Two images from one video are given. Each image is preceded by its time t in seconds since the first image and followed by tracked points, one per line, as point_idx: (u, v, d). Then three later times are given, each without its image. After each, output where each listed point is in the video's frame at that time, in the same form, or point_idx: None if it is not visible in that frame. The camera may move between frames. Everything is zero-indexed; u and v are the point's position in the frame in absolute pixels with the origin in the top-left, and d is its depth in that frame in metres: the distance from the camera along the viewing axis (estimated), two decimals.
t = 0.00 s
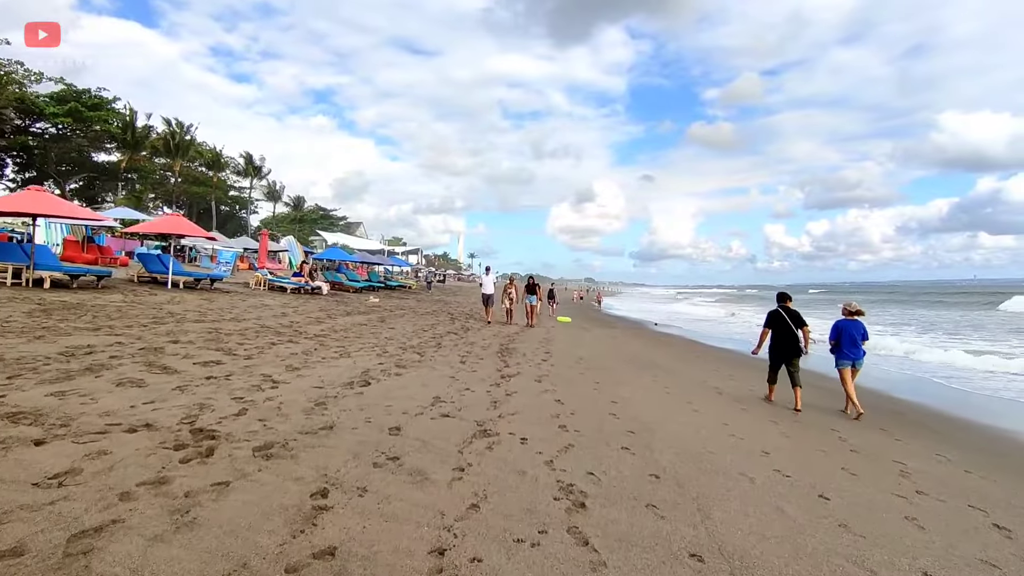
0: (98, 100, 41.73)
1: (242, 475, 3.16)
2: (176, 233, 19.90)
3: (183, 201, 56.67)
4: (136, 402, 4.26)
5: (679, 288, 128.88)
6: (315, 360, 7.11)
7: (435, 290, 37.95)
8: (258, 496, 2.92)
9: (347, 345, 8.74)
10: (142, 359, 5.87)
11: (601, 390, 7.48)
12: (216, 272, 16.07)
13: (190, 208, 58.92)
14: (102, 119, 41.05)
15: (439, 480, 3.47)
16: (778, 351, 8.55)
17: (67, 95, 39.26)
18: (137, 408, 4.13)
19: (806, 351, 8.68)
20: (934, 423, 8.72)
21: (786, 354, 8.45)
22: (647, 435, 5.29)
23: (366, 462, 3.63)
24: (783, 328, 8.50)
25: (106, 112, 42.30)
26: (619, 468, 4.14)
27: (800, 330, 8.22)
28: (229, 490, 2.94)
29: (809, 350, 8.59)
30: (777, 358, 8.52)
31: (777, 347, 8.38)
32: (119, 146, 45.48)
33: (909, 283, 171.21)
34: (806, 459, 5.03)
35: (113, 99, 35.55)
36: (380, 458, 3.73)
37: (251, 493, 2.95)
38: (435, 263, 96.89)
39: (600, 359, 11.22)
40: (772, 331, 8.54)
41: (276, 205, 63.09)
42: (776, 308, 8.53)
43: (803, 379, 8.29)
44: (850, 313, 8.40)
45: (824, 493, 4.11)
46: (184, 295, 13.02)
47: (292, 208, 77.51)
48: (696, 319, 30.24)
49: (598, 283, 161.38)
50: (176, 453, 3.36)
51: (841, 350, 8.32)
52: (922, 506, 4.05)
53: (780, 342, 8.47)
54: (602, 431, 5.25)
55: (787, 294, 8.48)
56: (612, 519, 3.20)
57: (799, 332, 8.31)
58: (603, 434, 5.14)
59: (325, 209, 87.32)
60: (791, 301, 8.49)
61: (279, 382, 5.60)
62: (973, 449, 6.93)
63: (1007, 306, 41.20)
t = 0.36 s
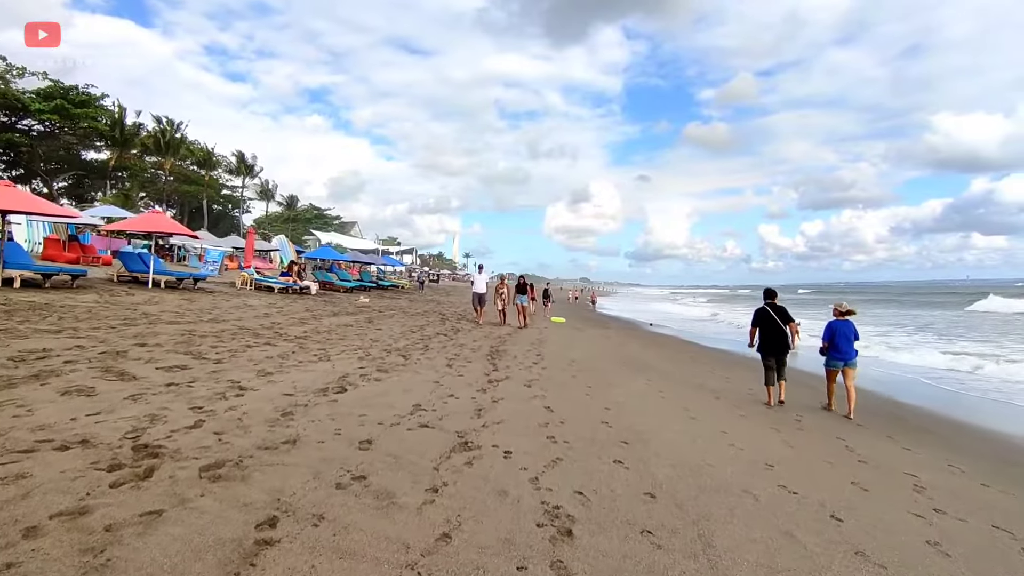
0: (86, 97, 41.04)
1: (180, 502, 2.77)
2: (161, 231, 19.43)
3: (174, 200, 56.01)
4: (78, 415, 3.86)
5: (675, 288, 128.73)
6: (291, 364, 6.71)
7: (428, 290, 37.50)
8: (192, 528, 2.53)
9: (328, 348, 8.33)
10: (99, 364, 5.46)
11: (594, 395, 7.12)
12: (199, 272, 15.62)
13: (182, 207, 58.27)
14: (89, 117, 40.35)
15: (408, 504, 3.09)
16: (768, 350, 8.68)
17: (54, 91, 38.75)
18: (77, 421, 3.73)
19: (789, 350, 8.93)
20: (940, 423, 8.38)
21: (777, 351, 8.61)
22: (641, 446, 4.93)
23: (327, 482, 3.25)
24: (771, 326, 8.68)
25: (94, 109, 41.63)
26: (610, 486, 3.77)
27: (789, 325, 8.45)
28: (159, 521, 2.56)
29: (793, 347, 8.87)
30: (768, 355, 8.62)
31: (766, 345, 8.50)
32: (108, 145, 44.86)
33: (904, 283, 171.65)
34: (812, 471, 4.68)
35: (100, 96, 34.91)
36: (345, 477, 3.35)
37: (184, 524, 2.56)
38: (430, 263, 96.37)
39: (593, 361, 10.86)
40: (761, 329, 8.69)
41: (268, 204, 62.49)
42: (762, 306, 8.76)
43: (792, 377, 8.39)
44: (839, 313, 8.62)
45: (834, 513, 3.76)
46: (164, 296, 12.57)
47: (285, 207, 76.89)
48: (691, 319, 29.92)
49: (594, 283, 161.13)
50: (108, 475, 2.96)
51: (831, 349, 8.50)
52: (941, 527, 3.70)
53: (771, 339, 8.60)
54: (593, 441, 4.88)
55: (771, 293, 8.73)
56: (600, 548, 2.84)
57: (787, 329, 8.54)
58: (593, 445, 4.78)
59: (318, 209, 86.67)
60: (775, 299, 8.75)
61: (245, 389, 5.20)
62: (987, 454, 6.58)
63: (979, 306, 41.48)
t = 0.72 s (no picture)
0: (79, 94, 40.56)
1: (121, 529, 2.40)
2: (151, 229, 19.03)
3: (170, 199, 55.60)
4: (25, 425, 3.48)
5: (675, 288, 128.28)
6: (274, 367, 6.33)
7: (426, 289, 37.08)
8: (130, 562, 2.17)
9: (315, 349, 7.96)
10: (64, 367, 5.08)
11: (594, 399, 6.76)
12: (189, 270, 15.24)
13: (178, 206, 57.86)
14: (83, 114, 39.85)
15: (386, 529, 2.72)
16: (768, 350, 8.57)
17: (47, 90, 38.48)
18: (23, 432, 3.36)
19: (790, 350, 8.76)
20: (958, 426, 8.00)
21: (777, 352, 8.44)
22: (645, 456, 4.56)
23: (295, 502, 2.88)
24: (773, 326, 8.50)
25: (89, 106, 41.21)
26: (612, 504, 3.42)
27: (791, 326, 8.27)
28: (92, 553, 2.20)
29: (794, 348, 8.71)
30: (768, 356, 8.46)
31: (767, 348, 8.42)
32: (103, 143, 44.57)
33: (903, 282, 171.37)
34: (831, 483, 4.33)
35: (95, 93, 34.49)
36: (316, 496, 2.98)
37: (120, 557, 2.20)
38: (428, 263, 95.94)
39: (593, 362, 10.51)
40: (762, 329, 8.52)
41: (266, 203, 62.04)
42: (764, 305, 8.57)
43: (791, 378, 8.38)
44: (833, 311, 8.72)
45: (860, 532, 3.41)
46: (151, 295, 12.22)
47: (283, 207, 76.47)
48: (694, 319, 29.45)
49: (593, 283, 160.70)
50: (44, 496, 2.60)
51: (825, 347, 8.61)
52: (979, 549, 3.35)
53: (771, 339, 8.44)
54: (594, 451, 4.52)
55: (774, 292, 8.49)
56: None
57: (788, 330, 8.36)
58: (595, 455, 4.42)
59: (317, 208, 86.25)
60: (778, 298, 8.51)
61: (220, 394, 4.82)
62: (1011, 460, 6.20)
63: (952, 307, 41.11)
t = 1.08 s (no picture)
0: (77, 92, 40.28)
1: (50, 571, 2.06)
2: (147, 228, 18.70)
3: (171, 198, 55.37)
4: None
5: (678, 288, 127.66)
6: (260, 372, 6.00)
7: (427, 289, 36.74)
8: None
9: (307, 352, 7.62)
10: (30, 373, 4.74)
11: (597, 405, 6.42)
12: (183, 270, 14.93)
13: (179, 206, 57.63)
14: (81, 112, 39.56)
15: (364, 565, 2.39)
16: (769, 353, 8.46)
17: (45, 88, 38.17)
18: None
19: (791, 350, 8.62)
20: (980, 427, 7.62)
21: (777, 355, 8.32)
22: (654, 470, 4.22)
23: (263, 531, 2.54)
24: (773, 329, 8.35)
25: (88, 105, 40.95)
26: (621, 529, 3.07)
27: (791, 330, 8.11)
28: None
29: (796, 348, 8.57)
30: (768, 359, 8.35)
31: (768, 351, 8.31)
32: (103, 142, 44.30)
33: (907, 282, 170.52)
34: (857, 501, 3.99)
35: (93, 91, 34.19)
36: (287, 524, 2.64)
37: None
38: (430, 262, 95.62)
39: (597, 365, 10.17)
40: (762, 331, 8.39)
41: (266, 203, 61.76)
42: (764, 308, 8.46)
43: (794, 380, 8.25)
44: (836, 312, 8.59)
45: (897, 561, 3.06)
46: (142, 295, 11.88)
47: (284, 206, 76.24)
48: (699, 318, 29.02)
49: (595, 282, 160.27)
50: None
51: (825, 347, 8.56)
52: None
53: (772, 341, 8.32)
54: (599, 465, 4.18)
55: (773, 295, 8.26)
56: None
57: (788, 333, 8.21)
58: (599, 469, 4.08)
59: (318, 208, 86.00)
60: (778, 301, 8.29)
61: (196, 403, 4.48)
62: None
63: (945, 305, 40.53)
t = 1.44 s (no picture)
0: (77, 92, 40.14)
1: None
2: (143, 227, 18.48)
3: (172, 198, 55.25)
4: None
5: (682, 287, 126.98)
6: (243, 375, 5.72)
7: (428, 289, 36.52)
8: None
9: (295, 354, 7.33)
10: None
11: (597, 410, 6.12)
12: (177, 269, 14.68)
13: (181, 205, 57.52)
14: (81, 112, 39.40)
15: None
16: (766, 350, 8.54)
17: (45, 87, 37.99)
18: None
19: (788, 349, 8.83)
20: (1002, 431, 7.28)
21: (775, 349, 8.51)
22: (656, 483, 3.92)
23: (213, 562, 2.25)
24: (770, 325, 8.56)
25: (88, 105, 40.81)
26: (621, 555, 2.77)
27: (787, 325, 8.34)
28: None
29: (793, 347, 8.76)
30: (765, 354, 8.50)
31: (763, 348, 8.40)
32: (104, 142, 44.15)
33: (913, 282, 169.60)
34: (877, 518, 3.68)
35: (93, 90, 34.01)
36: (242, 553, 2.35)
37: None
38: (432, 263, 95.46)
39: (598, 367, 9.89)
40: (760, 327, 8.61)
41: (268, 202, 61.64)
42: (761, 306, 8.57)
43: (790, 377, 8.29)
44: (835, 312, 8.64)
45: None
46: (133, 295, 11.61)
47: (286, 206, 76.16)
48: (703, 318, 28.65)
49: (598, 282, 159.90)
50: None
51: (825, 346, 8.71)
52: None
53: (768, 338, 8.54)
54: (597, 478, 3.87)
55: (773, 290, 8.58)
56: None
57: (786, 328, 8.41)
58: (597, 483, 3.78)
59: (320, 208, 85.90)
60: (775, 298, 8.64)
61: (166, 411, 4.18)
62: None
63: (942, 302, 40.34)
